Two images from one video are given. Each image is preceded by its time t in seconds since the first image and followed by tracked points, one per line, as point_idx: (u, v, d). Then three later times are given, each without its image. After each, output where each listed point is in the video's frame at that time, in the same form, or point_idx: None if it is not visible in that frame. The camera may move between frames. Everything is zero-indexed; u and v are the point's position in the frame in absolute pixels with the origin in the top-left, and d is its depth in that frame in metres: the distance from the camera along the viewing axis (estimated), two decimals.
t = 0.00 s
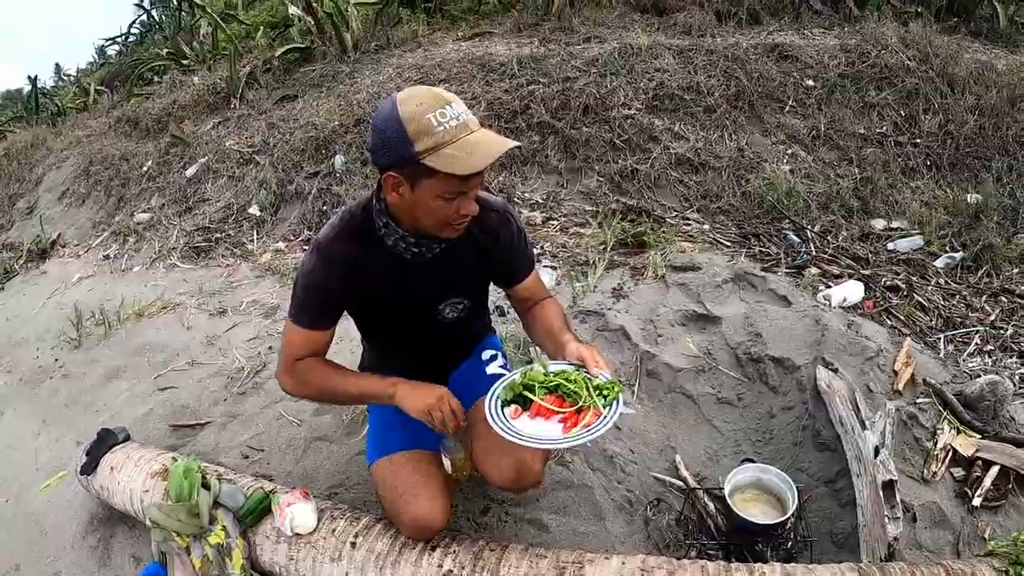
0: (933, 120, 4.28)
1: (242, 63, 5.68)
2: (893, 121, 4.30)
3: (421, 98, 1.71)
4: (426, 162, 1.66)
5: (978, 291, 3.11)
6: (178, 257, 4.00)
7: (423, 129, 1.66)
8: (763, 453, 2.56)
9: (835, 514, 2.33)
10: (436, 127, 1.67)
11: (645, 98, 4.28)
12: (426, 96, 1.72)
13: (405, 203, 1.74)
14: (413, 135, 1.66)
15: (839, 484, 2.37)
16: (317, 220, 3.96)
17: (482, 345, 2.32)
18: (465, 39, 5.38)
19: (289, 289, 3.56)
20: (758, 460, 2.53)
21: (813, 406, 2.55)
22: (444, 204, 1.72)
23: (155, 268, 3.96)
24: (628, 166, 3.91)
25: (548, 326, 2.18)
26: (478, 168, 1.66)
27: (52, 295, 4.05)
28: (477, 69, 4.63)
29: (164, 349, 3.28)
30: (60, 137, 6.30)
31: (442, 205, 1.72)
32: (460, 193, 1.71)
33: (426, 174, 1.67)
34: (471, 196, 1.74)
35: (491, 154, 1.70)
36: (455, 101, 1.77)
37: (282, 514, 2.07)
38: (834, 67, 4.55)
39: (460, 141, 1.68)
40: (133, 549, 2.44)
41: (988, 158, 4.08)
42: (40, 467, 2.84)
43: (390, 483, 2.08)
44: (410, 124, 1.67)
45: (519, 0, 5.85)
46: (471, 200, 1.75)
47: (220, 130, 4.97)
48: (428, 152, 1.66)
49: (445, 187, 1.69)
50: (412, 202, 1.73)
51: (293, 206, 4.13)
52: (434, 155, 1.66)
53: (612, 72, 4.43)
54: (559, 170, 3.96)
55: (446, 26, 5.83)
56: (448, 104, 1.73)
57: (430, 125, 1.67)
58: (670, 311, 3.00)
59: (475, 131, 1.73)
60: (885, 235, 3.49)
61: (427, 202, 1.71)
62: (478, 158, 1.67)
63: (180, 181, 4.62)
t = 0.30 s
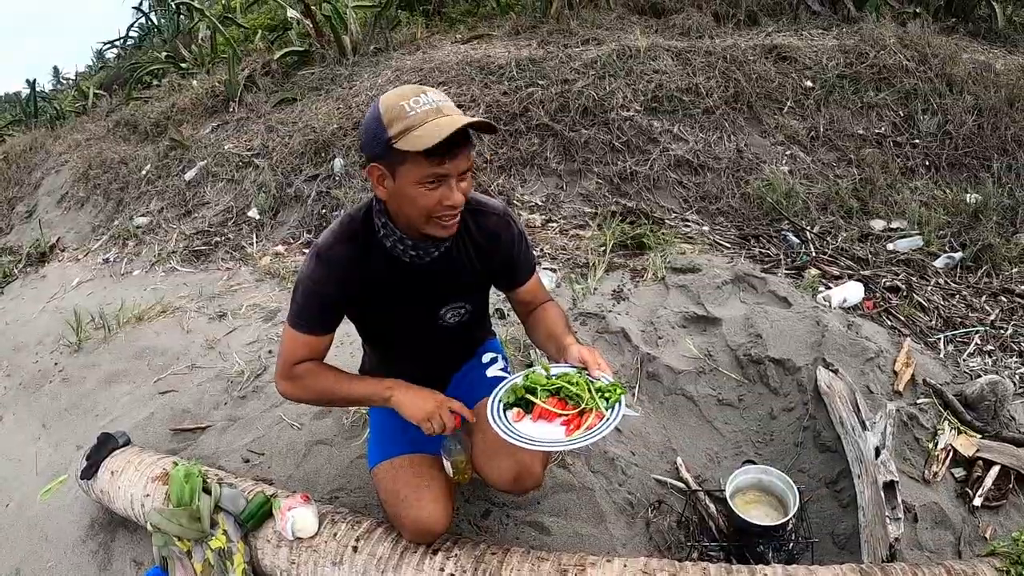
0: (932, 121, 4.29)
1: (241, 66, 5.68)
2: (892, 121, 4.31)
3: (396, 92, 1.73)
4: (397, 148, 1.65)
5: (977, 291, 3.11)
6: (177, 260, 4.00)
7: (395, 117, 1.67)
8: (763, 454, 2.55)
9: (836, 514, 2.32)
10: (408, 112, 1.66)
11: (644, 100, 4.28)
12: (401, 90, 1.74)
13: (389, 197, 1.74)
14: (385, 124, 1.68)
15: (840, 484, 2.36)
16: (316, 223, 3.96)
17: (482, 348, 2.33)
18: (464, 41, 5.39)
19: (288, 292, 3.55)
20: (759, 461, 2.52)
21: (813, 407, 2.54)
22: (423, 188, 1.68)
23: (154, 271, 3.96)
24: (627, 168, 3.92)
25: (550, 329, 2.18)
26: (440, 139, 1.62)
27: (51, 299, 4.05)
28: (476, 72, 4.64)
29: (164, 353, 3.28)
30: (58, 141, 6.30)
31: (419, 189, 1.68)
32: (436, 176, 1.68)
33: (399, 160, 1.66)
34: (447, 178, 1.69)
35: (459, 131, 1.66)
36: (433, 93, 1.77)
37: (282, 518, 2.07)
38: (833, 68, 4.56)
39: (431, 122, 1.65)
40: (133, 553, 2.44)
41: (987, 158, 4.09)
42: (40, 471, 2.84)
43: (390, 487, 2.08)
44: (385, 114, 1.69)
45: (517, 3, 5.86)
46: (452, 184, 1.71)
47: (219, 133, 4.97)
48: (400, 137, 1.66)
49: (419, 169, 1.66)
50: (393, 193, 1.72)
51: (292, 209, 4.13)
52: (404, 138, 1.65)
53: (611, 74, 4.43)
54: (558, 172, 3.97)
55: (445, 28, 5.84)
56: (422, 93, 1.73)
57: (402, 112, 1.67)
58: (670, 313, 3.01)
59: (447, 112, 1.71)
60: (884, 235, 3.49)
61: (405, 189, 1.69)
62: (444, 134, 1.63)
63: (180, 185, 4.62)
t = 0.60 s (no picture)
0: (934, 127, 4.29)
1: (244, 68, 5.69)
2: (894, 128, 4.32)
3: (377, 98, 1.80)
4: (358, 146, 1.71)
5: (978, 299, 3.11)
6: (178, 261, 4.00)
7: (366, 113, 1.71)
8: (764, 460, 2.54)
9: (837, 522, 2.30)
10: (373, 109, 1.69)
11: (647, 105, 4.28)
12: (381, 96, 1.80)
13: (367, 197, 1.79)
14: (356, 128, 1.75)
15: (841, 492, 2.35)
16: (318, 226, 3.96)
17: (484, 353, 2.32)
18: (467, 45, 5.40)
19: (290, 295, 3.55)
20: (760, 468, 2.51)
21: (814, 413, 2.54)
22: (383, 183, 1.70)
23: (155, 273, 3.97)
24: (629, 174, 3.93)
25: (551, 335, 2.18)
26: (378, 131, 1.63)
27: (52, 299, 4.05)
28: (479, 76, 4.64)
29: (164, 354, 3.28)
30: (60, 141, 6.31)
31: (379, 185, 1.71)
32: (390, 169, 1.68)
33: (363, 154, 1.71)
34: (403, 171, 1.68)
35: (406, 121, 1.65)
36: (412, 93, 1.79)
37: (282, 522, 2.07)
38: (835, 74, 4.56)
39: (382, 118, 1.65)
40: (132, 555, 2.43)
41: (988, 165, 4.10)
42: (39, 471, 2.83)
43: (391, 492, 2.08)
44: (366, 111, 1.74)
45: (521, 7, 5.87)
46: (412, 177, 1.69)
47: (221, 135, 4.98)
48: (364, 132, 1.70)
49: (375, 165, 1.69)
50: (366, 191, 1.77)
51: (294, 212, 4.14)
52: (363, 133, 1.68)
53: (614, 79, 4.43)
54: (560, 177, 3.98)
55: (447, 32, 5.85)
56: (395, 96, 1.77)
57: (371, 109, 1.70)
58: (671, 319, 3.01)
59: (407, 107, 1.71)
60: (885, 242, 3.50)
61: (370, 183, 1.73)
62: (386, 124, 1.64)
63: (181, 186, 4.62)
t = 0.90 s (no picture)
0: (955, 151, 4.27)
1: (268, 76, 5.75)
2: (915, 150, 4.30)
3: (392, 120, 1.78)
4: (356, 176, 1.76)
5: (997, 324, 3.08)
6: (198, 266, 4.04)
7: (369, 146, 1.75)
8: (779, 483, 2.52)
9: (852, 548, 2.27)
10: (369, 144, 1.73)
11: (668, 124, 4.29)
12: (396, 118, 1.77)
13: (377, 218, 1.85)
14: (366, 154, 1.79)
15: (857, 517, 2.32)
16: (338, 236, 3.99)
17: (504, 370, 2.33)
18: (489, 59, 5.44)
19: (309, 304, 3.58)
20: (776, 491, 2.49)
21: (831, 438, 2.52)
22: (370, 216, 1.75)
23: (175, 277, 4.00)
24: (650, 192, 3.94)
25: (569, 354, 2.18)
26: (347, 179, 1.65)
27: (71, 299, 4.09)
28: (501, 91, 4.68)
29: (182, 358, 3.30)
30: (83, 143, 6.39)
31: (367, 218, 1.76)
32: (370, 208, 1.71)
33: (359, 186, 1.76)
34: (378, 215, 1.70)
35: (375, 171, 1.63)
36: (417, 123, 1.72)
37: (298, 531, 2.08)
38: (857, 96, 4.56)
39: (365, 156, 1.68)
40: (144, 558, 2.44)
41: (1009, 189, 4.07)
42: (54, 471, 2.85)
43: (408, 506, 2.09)
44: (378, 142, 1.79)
45: (543, 23, 5.92)
46: (388, 220, 1.70)
47: (244, 143, 5.03)
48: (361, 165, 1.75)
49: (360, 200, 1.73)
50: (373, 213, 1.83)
51: (314, 220, 4.17)
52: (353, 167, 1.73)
53: (636, 97, 4.45)
54: (580, 195, 4.00)
55: (470, 46, 5.90)
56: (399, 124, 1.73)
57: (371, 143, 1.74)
58: (689, 340, 3.01)
59: (390, 148, 1.67)
60: (905, 266, 3.48)
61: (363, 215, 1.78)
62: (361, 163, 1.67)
63: (203, 192, 4.67)
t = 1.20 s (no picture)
0: (966, 156, 4.25)
1: (278, 73, 5.76)
2: (926, 155, 4.29)
3: (379, 141, 1.71)
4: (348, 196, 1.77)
5: (1007, 331, 3.07)
6: (207, 262, 4.05)
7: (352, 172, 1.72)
8: (787, 487, 2.51)
9: (859, 553, 2.26)
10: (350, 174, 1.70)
11: (679, 126, 4.29)
12: (382, 139, 1.70)
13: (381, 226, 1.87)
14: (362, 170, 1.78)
15: (864, 522, 2.31)
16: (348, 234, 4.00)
17: (514, 370, 2.32)
18: (500, 58, 5.44)
19: (318, 301, 3.59)
20: (783, 495, 2.49)
21: (840, 443, 2.50)
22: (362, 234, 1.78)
23: (184, 273, 4.02)
24: (660, 194, 3.94)
25: (578, 356, 2.16)
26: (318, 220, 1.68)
27: (80, 293, 4.11)
28: (512, 91, 4.68)
29: (191, 354, 3.31)
30: (94, 138, 6.42)
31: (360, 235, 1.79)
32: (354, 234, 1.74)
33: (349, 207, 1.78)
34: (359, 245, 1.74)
35: (340, 216, 1.64)
36: (394, 154, 1.65)
37: (306, 529, 2.08)
38: (868, 100, 4.55)
39: (340, 194, 1.68)
40: (151, 553, 2.45)
41: (1020, 195, 4.05)
42: (62, 464, 2.86)
43: (417, 505, 2.09)
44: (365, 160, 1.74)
45: (554, 23, 5.91)
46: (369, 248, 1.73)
47: (254, 139, 5.04)
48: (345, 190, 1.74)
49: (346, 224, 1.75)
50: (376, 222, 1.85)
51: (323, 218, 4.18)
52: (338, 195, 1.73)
53: (647, 99, 4.45)
54: (591, 196, 4.01)
55: (480, 46, 5.90)
56: (377, 153, 1.67)
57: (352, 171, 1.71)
58: (699, 343, 3.01)
59: (360, 186, 1.65)
60: (915, 271, 3.47)
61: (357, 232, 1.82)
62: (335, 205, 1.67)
63: (213, 188, 4.69)
